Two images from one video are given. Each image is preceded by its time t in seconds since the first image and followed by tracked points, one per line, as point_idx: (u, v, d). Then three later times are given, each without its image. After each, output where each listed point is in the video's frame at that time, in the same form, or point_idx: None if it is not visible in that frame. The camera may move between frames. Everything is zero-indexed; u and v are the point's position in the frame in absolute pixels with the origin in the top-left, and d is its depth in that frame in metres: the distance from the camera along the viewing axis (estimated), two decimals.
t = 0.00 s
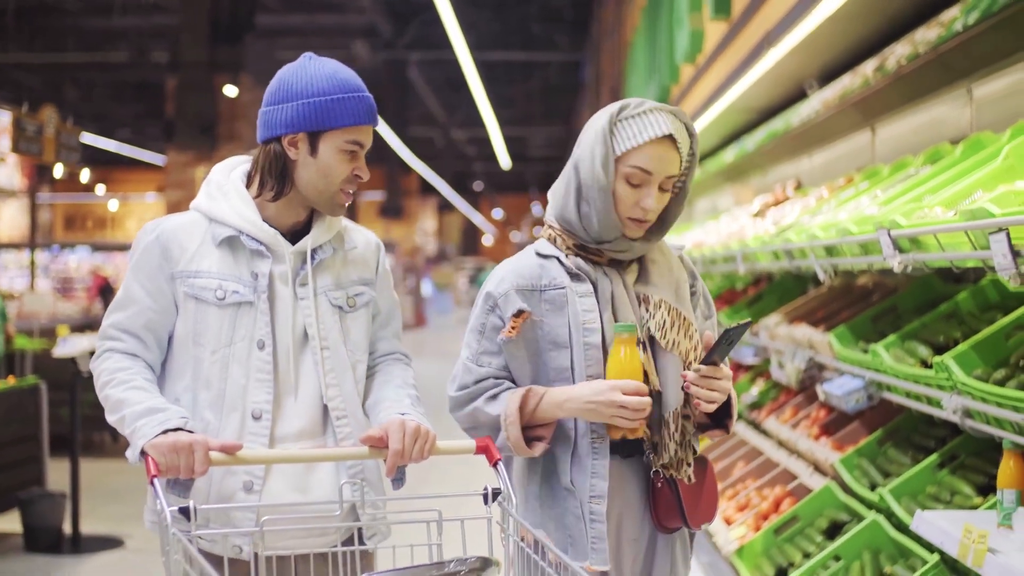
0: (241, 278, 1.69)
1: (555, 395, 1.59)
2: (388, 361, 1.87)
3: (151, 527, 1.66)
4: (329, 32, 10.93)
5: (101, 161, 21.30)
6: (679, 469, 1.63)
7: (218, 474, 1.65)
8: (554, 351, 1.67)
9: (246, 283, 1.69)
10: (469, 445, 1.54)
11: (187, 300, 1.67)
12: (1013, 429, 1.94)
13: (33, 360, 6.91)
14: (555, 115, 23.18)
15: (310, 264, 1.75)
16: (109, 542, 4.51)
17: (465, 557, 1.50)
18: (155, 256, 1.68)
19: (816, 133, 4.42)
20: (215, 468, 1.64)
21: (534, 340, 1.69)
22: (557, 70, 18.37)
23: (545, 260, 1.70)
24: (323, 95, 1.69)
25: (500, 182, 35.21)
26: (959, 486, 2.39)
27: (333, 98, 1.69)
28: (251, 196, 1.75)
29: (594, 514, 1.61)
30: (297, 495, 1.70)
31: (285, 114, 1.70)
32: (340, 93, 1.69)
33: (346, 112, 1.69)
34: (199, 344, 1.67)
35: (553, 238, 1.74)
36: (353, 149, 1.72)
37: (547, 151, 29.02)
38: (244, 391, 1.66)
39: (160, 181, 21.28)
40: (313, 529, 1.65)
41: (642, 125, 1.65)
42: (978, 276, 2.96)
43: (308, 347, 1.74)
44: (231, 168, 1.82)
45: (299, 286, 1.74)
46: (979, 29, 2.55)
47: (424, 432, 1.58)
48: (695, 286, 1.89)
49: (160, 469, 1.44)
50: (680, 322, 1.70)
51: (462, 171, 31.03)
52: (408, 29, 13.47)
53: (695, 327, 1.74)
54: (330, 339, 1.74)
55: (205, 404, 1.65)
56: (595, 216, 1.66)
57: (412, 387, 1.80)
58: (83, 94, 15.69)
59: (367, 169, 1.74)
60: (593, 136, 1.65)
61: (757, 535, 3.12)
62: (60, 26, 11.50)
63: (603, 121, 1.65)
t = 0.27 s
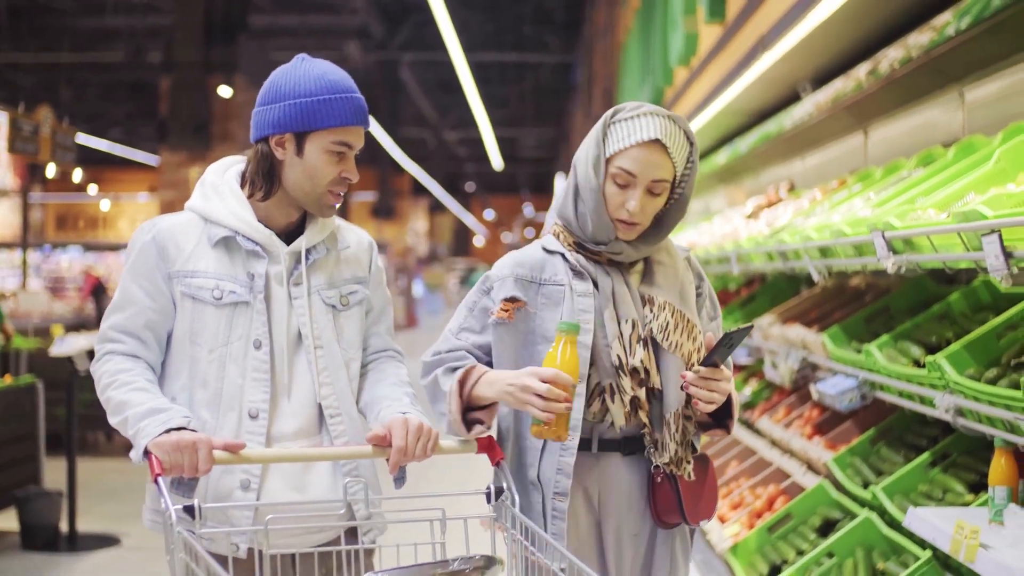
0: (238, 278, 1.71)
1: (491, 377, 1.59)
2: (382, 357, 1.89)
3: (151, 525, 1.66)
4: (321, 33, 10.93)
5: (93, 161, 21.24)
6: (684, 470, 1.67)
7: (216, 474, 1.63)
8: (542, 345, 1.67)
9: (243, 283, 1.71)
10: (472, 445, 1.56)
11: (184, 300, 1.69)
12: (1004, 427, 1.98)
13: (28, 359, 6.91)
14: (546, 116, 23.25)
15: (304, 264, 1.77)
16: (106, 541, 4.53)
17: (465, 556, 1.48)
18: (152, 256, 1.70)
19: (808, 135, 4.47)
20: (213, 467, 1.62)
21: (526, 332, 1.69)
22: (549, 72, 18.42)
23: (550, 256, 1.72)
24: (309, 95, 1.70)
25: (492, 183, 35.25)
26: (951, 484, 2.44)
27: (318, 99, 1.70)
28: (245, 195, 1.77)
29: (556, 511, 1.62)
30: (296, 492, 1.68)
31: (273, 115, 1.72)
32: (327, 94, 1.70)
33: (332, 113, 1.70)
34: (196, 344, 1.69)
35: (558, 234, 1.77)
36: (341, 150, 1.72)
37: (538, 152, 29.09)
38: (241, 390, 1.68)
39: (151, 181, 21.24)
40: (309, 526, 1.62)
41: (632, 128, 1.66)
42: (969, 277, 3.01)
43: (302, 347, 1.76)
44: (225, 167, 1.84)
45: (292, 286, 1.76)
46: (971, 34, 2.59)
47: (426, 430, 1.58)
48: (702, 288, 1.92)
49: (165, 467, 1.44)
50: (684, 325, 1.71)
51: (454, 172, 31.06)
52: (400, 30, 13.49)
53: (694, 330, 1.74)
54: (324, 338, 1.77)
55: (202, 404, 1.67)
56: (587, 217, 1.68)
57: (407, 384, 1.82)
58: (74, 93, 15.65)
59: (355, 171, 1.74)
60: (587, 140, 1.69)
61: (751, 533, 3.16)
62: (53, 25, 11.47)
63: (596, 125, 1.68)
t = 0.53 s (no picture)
0: (247, 276, 1.73)
1: (452, 402, 1.49)
2: (391, 358, 1.90)
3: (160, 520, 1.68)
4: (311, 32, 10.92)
5: (80, 160, 21.15)
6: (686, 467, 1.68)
7: (220, 471, 1.65)
8: (550, 345, 1.68)
9: (251, 281, 1.73)
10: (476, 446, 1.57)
11: (194, 297, 1.70)
12: (995, 425, 2.01)
13: (19, 358, 6.90)
14: (534, 116, 23.29)
15: (314, 263, 1.78)
16: (100, 539, 4.53)
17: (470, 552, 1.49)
18: (164, 252, 1.71)
19: (799, 137, 4.51)
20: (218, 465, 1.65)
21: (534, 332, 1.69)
22: (537, 72, 18.45)
23: (556, 256, 1.73)
24: (304, 95, 1.69)
25: (480, 183, 35.26)
26: (943, 482, 2.48)
27: (311, 99, 1.69)
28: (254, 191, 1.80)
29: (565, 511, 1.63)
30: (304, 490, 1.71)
31: (270, 113, 1.74)
32: (320, 94, 1.69)
33: (323, 113, 1.68)
34: (205, 341, 1.71)
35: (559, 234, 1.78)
36: (336, 151, 1.71)
37: (526, 152, 29.13)
38: (248, 388, 1.70)
39: (139, 180, 21.17)
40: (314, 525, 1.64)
41: (632, 131, 1.67)
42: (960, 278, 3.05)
43: (310, 345, 1.78)
44: (235, 167, 1.85)
45: (302, 284, 1.78)
46: (962, 38, 2.63)
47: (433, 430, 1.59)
48: (699, 285, 1.94)
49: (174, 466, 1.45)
50: (686, 325, 1.74)
51: (442, 172, 31.06)
52: (390, 30, 13.49)
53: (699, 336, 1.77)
54: (332, 337, 1.78)
55: (209, 400, 1.69)
56: (588, 219, 1.70)
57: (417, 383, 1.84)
58: (63, 93, 15.60)
59: (351, 173, 1.72)
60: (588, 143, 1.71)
61: (744, 531, 3.19)
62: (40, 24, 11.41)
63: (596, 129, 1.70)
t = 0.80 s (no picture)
0: (274, 279, 1.80)
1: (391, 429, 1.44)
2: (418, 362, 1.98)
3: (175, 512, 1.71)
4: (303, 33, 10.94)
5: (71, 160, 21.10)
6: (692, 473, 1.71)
7: (240, 469, 1.68)
8: (559, 359, 1.66)
9: (278, 283, 1.80)
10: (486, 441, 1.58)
11: (220, 297, 1.78)
12: (993, 422, 2.05)
13: (15, 358, 6.91)
14: (525, 117, 23.32)
15: (342, 268, 1.86)
16: (99, 539, 4.56)
17: (482, 550, 1.49)
18: (192, 251, 1.79)
19: (794, 139, 4.55)
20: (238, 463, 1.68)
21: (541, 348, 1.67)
22: (528, 72, 18.48)
23: (560, 268, 1.69)
24: (342, 101, 1.76)
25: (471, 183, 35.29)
26: (940, 480, 2.51)
27: (350, 104, 1.75)
28: (287, 198, 1.86)
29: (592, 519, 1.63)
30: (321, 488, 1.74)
31: (307, 119, 1.80)
32: (359, 99, 1.75)
33: (362, 119, 1.74)
34: (228, 341, 1.79)
35: (560, 244, 1.74)
36: (373, 156, 1.76)
37: (517, 152, 29.15)
38: (270, 389, 1.77)
39: (130, 180, 21.14)
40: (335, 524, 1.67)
41: (630, 143, 1.63)
42: (956, 278, 3.10)
43: (336, 348, 1.84)
44: (269, 168, 1.93)
45: (330, 288, 1.85)
46: (959, 41, 2.66)
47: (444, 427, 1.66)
48: (699, 283, 1.93)
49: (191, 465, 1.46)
50: (690, 334, 1.74)
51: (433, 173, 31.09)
52: (382, 30, 13.51)
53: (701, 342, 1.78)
54: (358, 342, 1.85)
55: (231, 399, 1.76)
56: (588, 230, 1.66)
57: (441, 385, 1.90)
58: (54, 93, 15.57)
59: (388, 177, 1.78)
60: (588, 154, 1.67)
61: (742, 529, 3.22)
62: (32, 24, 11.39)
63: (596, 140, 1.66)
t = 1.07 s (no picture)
0: (307, 285, 1.83)
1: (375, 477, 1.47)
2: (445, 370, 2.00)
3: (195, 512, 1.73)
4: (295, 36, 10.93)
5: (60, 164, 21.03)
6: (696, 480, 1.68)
7: (261, 472, 1.72)
8: (556, 388, 1.61)
9: (311, 290, 1.83)
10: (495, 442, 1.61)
11: (251, 300, 1.83)
12: (992, 421, 2.08)
13: (11, 362, 6.92)
14: (515, 118, 23.36)
15: (376, 277, 1.88)
16: (98, 541, 4.59)
17: (492, 548, 1.48)
18: (226, 252, 1.84)
19: (789, 140, 4.59)
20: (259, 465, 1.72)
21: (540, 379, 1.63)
22: (518, 74, 18.52)
23: (555, 293, 1.64)
24: (381, 107, 1.77)
25: (462, 185, 35.32)
26: (939, 478, 2.54)
27: (390, 110, 1.77)
28: (325, 206, 1.89)
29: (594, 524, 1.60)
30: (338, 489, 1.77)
31: (347, 127, 1.81)
32: (399, 105, 1.77)
33: (404, 123, 1.77)
34: (257, 343, 1.83)
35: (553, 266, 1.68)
36: (416, 158, 1.78)
37: (507, 153, 29.20)
38: (297, 395, 1.80)
39: (120, 183, 21.11)
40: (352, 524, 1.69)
41: (641, 162, 1.56)
42: (951, 279, 3.14)
43: (365, 356, 1.87)
44: (307, 173, 1.96)
45: (363, 297, 1.87)
46: (954, 45, 2.70)
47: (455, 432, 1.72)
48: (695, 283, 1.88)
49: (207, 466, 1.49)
50: (688, 346, 1.71)
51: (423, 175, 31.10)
52: (373, 32, 13.52)
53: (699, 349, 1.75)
54: (388, 352, 1.87)
55: (258, 402, 1.80)
56: (594, 255, 1.58)
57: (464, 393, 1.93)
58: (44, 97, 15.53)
59: (432, 179, 1.80)
60: (589, 176, 1.56)
61: (741, 528, 3.25)
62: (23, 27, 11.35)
63: (599, 160, 1.56)
